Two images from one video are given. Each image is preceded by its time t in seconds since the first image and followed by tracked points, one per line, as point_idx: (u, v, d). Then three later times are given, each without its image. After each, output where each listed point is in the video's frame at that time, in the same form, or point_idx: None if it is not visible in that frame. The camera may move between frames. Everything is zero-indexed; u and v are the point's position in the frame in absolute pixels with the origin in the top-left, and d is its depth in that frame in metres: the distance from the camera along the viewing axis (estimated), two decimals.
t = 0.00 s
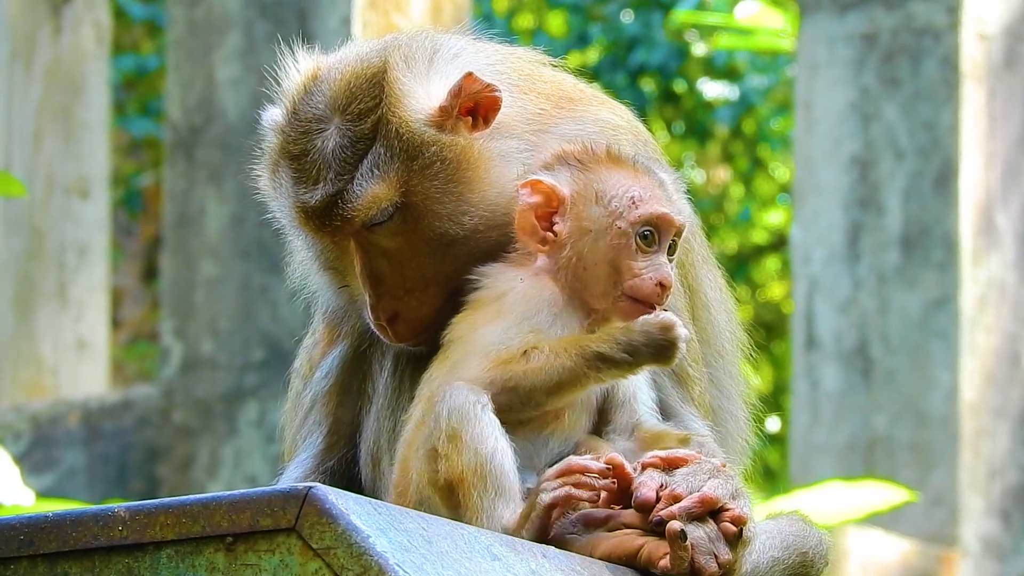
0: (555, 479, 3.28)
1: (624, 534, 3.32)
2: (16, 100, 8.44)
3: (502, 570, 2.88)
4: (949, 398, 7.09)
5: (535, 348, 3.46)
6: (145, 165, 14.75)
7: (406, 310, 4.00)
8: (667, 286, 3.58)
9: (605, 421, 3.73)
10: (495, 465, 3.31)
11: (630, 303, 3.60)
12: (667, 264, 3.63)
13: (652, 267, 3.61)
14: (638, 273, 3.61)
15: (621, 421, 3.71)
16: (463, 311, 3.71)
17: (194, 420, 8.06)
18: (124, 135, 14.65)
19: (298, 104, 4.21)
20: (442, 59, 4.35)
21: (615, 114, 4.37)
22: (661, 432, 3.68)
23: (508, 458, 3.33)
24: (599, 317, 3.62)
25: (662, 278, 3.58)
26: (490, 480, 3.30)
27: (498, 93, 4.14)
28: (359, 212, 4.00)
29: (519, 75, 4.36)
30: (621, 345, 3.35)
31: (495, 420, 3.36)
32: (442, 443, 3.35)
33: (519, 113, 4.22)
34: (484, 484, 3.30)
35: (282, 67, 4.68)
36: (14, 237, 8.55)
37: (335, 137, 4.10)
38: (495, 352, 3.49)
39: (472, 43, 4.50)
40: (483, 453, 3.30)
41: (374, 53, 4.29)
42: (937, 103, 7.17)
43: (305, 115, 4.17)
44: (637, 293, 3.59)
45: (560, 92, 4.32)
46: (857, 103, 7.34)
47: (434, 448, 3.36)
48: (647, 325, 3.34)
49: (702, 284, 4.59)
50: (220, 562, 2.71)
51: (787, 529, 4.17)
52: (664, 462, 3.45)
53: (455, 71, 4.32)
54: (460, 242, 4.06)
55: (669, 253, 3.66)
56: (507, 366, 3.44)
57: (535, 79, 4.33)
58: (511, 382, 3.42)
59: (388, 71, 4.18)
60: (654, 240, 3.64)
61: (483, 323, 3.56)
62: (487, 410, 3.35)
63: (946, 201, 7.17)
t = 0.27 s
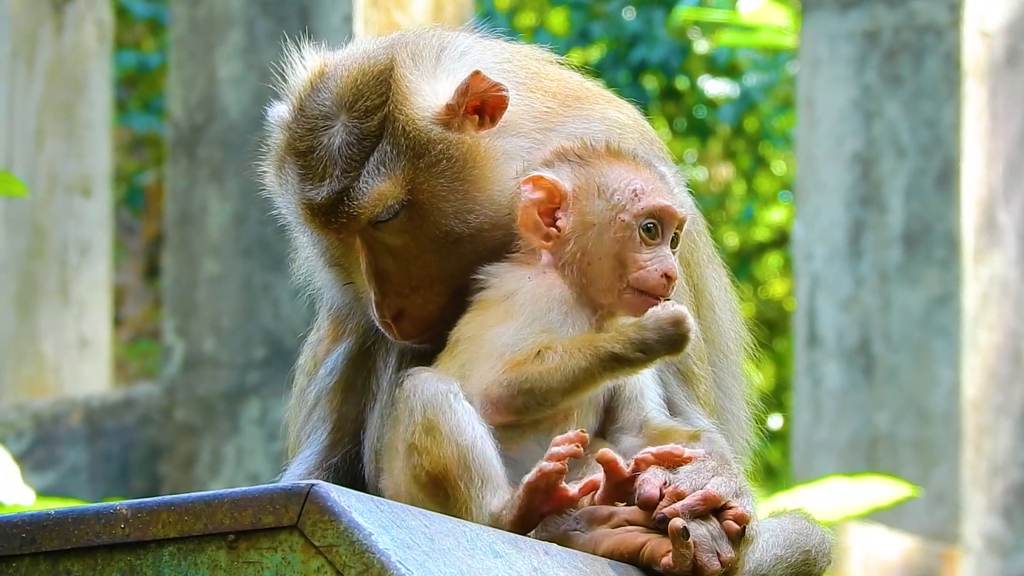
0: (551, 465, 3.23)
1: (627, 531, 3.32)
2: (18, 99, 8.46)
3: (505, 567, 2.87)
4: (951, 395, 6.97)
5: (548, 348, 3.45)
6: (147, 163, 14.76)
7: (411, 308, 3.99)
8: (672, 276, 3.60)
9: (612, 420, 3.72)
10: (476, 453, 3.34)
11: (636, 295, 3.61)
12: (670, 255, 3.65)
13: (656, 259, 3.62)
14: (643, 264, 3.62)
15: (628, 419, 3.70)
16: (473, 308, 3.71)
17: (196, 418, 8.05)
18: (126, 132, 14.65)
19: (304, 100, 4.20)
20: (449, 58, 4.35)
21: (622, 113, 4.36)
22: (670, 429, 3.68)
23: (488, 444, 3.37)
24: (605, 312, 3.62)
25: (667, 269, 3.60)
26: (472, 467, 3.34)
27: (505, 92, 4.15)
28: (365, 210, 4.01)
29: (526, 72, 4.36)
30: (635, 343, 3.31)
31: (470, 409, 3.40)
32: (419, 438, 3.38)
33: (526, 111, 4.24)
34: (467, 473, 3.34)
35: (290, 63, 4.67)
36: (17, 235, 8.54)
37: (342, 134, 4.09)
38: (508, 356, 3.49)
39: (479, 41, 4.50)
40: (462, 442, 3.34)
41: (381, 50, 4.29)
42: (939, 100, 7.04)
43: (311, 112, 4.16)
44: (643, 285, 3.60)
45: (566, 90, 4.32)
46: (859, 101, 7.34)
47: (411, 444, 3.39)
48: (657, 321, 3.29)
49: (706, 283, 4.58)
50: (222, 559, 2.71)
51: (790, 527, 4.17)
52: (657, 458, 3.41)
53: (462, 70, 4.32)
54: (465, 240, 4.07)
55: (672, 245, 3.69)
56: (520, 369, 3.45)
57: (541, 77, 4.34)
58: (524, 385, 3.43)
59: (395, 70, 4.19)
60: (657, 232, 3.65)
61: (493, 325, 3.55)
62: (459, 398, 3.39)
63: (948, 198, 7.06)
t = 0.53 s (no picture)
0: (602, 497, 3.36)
1: (631, 531, 3.32)
2: (21, 98, 8.43)
3: (510, 567, 2.87)
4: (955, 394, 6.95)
5: (549, 351, 3.44)
6: (150, 163, 14.77)
7: (415, 307, 3.98)
8: (668, 275, 3.57)
9: (617, 420, 3.71)
10: (485, 455, 3.35)
11: (630, 291, 3.57)
12: (669, 254, 3.62)
13: (654, 256, 3.59)
14: (640, 261, 3.59)
15: (632, 418, 3.69)
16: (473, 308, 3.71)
17: (199, 418, 8.06)
18: (129, 131, 14.65)
19: (308, 100, 4.20)
20: (453, 57, 4.34)
21: (626, 113, 4.35)
22: (676, 428, 3.67)
23: (497, 447, 3.37)
24: (601, 310, 3.60)
25: (663, 267, 3.57)
26: (480, 470, 3.35)
27: (509, 92, 4.13)
28: (369, 209, 4.02)
29: (530, 72, 4.36)
30: (637, 346, 3.30)
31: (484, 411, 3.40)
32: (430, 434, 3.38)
33: (530, 111, 4.23)
34: (474, 475, 3.35)
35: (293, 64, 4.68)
36: (21, 235, 8.54)
37: (345, 134, 4.10)
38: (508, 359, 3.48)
39: (483, 41, 4.49)
40: (473, 443, 3.34)
41: (385, 50, 4.28)
42: (941, 99, 7.04)
43: (315, 112, 4.17)
44: (638, 281, 3.57)
45: (570, 90, 4.31)
46: (861, 100, 7.34)
47: (421, 440, 3.40)
48: (655, 320, 3.30)
49: (710, 283, 4.59)
50: (227, 560, 2.71)
51: (794, 526, 4.17)
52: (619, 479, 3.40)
53: (467, 69, 4.31)
54: (469, 240, 4.07)
55: (670, 245, 3.65)
56: (521, 374, 3.44)
57: (545, 77, 4.33)
58: (525, 389, 3.42)
59: (399, 69, 4.18)
60: (657, 230, 3.62)
61: (495, 327, 3.54)
62: (473, 400, 3.38)
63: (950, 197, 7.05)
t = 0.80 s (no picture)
0: (584, 506, 3.35)
1: (634, 531, 3.32)
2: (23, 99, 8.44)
3: (512, 569, 2.87)
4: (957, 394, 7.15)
5: (555, 354, 3.43)
6: (151, 163, 14.77)
7: (417, 309, 3.97)
8: (667, 282, 3.56)
9: (621, 422, 3.72)
10: (465, 455, 3.36)
11: (629, 299, 3.57)
12: (670, 262, 3.62)
13: (651, 264, 3.59)
14: (636, 270, 3.59)
15: (637, 420, 3.70)
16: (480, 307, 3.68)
17: (201, 419, 8.06)
18: (131, 132, 14.65)
19: (311, 102, 4.20)
20: (456, 59, 4.34)
21: (629, 115, 4.35)
22: (681, 429, 3.68)
23: (480, 448, 3.38)
24: (605, 317, 3.61)
25: (661, 275, 3.56)
26: (461, 469, 3.36)
27: (511, 94, 4.14)
28: (371, 211, 4.01)
29: (532, 74, 4.36)
30: (644, 353, 3.29)
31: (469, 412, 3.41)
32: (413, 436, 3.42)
33: (533, 113, 4.22)
34: (455, 473, 3.36)
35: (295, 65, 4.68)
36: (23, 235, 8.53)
37: (348, 135, 4.09)
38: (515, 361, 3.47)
39: (485, 43, 4.49)
40: (453, 443, 3.36)
41: (388, 52, 4.28)
42: (944, 100, 7.20)
43: (317, 113, 4.16)
44: (636, 289, 3.56)
45: (573, 92, 4.32)
46: (863, 101, 7.34)
47: (406, 442, 3.43)
48: (664, 329, 3.28)
49: (713, 286, 4.59)
50: (229, 561, 2.71)
51: (796, 528, 4.17)
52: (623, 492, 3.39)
53: (469, 72, 4.31)
54: (471, 242, 4.08)
55: (674, 250, 3.64)
56: (528, 376, 3.43)
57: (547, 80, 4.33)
58: (531, 391, 3.41)
59: (401, 71, 4.18)
60: (655, 237, 3.62)
61: (505, 327, 3.52)
62: (457, 399, 3.40)
63: (953, 198, 7.19)
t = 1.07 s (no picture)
0: (584, 522, 3.34)
1: (636, 531, 3.31)
2: (23, 100, 8.42)
3: (512, 569, 2.87)
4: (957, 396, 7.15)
5: (536, 357, 3.44)
6: (152, 164, 14.76)
7: (420, 308, 3.95)
8: (648, 277, 3.49)
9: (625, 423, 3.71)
10: (477, 466, 3.33)
11: (611, 295, 3.52)
12: (654, 259, 3.54)
13: (634, 260, 3.52)
14: (617, 265, 3.53)
15: (641, 420, 3.69)
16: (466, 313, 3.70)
17: (201, 420, 8.06)
18: (131, 132, 14.65)
19: (315, 101, 4.21)
20: (461, 60, 4.35)
21: (633, 116, 4.35)
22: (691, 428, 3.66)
23: (490, 460, 3.35)
24: (588, 315, 3.57)
25: (644, 270, 3.49)
26: (471, 480, 3.32)
27: (516, 95, 4.12)
28: (375, 210, 4.03)
29: (536, 76, 4.33)
30: (627, 350, 3.31)
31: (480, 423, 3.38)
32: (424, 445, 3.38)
33: (537, 115, 4.20)
34: (465, 484, 3.32)
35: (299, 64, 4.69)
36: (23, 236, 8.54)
37: (353, 135, 4.12)
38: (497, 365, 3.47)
39: (490, 44, 4.48)
40: (465, 453, 3.32)
41: (392, 51, 4.30)
42: (944, 101, 7.20)
43: (322, 112, 4.18)
44: (618, 285, 3.51)
45: (577, 93, 4.30)
46: (864, 102, 7.34)
47: (416, 451, 3.39)
48: (644, 324, 3.31)
49: (716, 287, 4.60)
50: (229, 561, 2.71)
51: (798, 530, 4.16)
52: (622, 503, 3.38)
53: (475, 73, 4.32)
54: (476, 242, 4.07)
55: (658, 247, 3.56)
56: (511, 381, 3.43)
57: (551, 79, 4.31)
58: (515, 394, 3.42)
59: (406, 71, 4.20)
60: (637, 234, 3.55)
61: (490, 332, 3.53)
62: (472, 409, 3.37)
63: (954, 199, 7.19)
